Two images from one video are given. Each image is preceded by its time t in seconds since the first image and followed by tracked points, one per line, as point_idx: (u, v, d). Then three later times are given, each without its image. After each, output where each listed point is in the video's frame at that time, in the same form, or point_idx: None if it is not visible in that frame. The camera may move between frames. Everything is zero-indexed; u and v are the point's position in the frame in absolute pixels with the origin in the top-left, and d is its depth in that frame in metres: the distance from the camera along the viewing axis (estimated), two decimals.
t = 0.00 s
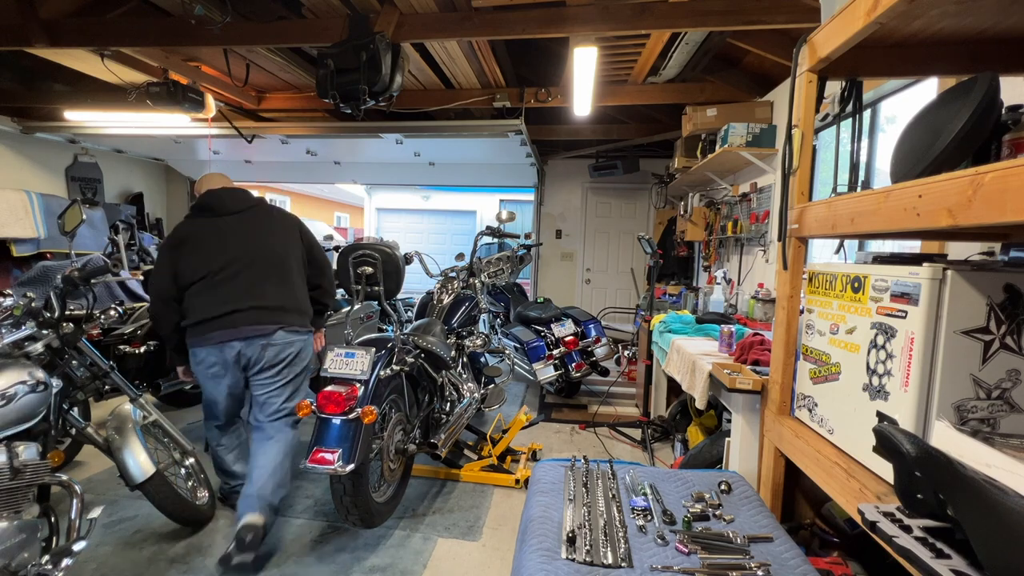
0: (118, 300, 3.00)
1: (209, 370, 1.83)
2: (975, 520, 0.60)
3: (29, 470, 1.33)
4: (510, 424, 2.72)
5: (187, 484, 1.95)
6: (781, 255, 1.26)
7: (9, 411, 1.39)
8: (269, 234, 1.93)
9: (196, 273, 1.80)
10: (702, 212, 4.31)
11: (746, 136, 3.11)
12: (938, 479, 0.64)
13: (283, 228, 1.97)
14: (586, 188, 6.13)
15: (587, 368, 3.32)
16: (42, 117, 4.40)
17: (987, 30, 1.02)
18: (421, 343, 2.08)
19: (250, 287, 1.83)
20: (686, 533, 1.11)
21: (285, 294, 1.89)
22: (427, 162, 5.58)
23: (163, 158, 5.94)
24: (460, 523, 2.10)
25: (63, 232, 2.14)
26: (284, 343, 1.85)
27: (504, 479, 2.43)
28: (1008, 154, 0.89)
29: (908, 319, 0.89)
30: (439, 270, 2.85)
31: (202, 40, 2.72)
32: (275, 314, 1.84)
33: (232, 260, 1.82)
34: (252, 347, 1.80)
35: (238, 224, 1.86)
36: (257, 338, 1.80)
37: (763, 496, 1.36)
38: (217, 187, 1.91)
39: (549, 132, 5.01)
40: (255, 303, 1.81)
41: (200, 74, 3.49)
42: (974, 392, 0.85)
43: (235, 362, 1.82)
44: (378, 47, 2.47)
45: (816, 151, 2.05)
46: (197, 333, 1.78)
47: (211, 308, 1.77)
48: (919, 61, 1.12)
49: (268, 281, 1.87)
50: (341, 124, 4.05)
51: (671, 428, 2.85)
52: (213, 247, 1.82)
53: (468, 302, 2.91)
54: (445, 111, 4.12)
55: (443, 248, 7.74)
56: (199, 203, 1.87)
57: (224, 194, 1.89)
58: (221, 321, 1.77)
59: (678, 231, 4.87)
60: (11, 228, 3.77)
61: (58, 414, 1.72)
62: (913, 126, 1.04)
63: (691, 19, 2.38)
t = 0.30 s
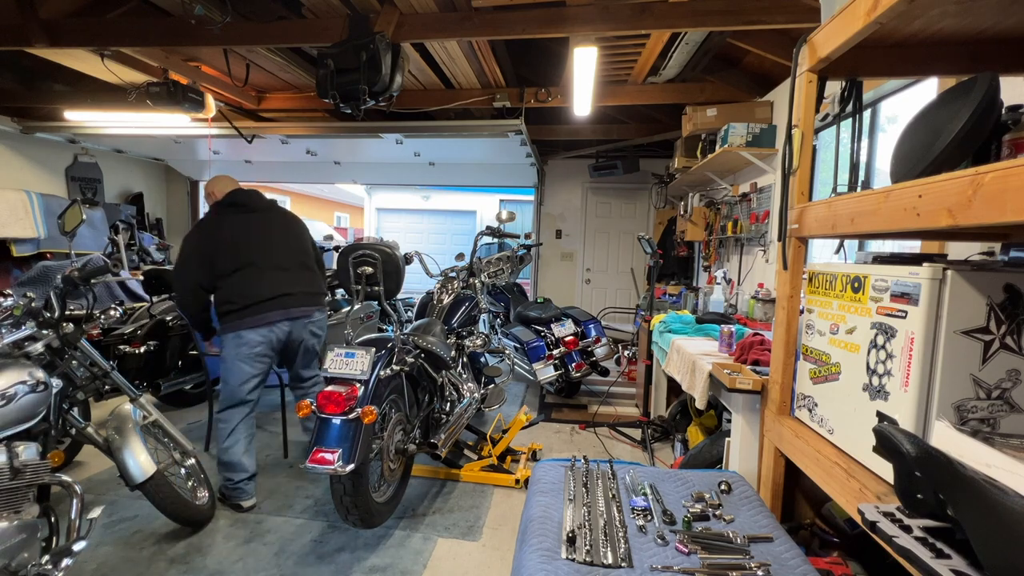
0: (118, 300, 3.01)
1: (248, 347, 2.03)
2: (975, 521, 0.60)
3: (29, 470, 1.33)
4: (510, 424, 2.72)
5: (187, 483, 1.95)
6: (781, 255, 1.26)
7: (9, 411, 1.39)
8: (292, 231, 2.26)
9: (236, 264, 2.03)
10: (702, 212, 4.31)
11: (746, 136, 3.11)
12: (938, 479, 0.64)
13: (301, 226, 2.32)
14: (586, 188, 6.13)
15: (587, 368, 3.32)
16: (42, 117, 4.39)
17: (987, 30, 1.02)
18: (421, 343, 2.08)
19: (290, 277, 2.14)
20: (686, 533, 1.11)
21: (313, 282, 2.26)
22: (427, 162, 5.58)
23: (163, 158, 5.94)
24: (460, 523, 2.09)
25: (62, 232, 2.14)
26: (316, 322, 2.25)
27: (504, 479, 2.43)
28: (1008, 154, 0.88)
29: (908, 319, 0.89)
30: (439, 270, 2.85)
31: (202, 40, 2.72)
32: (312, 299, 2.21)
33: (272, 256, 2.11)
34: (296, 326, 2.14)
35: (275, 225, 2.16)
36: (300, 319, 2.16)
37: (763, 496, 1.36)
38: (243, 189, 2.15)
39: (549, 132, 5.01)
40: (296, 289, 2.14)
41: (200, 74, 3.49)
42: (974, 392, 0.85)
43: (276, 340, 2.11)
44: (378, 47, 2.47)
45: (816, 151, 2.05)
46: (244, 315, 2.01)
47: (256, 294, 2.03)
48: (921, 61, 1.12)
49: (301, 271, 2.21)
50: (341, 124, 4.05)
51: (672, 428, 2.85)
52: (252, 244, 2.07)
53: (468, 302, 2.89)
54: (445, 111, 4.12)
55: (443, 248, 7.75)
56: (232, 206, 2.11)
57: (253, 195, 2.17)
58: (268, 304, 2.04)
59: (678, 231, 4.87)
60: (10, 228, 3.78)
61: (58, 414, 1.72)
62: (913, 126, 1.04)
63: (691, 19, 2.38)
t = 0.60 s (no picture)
0: (118, 300, 3.00)
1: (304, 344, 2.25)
2: (974, 520, 0.60)
3: (29, 470, 1.33)
4: (510, 424, 2.72)
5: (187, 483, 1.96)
6: (781, 255, 1.26)
7: (9, 411, 1.39)
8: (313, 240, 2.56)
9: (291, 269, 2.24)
10: (702, 212, 4.31)
11: (746, 136, 3.11)
12: (939, 479, 0.64)
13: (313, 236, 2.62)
14: (586, 188, 6.13)
15: (587, 368, 3.32)
16: (42, 117, 4.39)
17: (987, 29, 1.02)
18: (421, 343, 2.08)
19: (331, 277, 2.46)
20: (686, 532, 1.11)
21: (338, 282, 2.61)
22: (428, 162, 5.59)
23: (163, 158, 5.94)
24: (460, 523, 2.10)
25: (63, 232, 2.13)
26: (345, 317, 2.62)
27: (504, 479, 2.43)
28: (1008, 154, 0.89)
29: (908, 319, 0.89)
30: (439, 270, 2.85)
31: (202, 40, 2.72)
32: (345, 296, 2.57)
33: (317, 262, 2.37)
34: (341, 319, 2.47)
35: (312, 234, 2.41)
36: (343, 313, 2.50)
37: (763, 497, 1.36)
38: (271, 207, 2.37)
39: (549, 132, 5.02)
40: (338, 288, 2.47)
41: (200, 74, 3.50)
42: (974, 392, 0.85)
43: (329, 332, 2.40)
44: (378, 47, 2.48)
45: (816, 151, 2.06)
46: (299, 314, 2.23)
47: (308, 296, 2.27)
48: (921, 61, 1.12)
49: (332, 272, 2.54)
50: (341, 124, 4.05)
51: (672, 428, 2.85)
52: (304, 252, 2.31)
53: (468, 302, 2.90)
54: (445, 111, 4.12)
55: (443, 248, 7.75)
56: (274, 216, 2.30)
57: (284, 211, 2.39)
58: (323, 305, 2.30)
59: (678, 231, 4.87)
60: (10, 228, 3.77)
61: (58, 414, 1.72)
62: (913, 125, 1.04)
63: (691, 19, 2.38)
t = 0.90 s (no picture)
0: (119, 300, 3.00)
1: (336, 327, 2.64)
2: (974, 520, 0.60)
3: (29, 470, 1.33)
4: (510, 424, 2.72)
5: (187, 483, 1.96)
6: (781, 255, 1.26)
7: (9, 411, 1.39)
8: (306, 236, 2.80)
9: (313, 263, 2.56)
10: (702, 212, 4.31)
11: (746, 136, 3.11)
12: (938, 479, 0.64)
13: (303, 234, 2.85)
14: (586, 188, 6.13)
15: (587, 368, 3.32)
16: (42, 117, 4.39)
17: (988, 29, 1.02)
18: (421, 343, 2.08)
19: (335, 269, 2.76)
20: (686, 532, 1.11)
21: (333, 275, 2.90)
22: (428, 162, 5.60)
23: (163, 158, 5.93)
24: (460, 523, 2.10)
25: (63, 232, 2.13)
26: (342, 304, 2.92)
27: (504, 479, 2.43)
28: (1008, 154, 0.88)
29: (908, 319, 0.89)
30: (439, 270, 2.84)
31: (202, 40, 2.72)
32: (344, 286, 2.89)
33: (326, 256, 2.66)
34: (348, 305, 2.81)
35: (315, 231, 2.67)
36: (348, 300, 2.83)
37: (763, 497, 1.36)
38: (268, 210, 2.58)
39: (549, 132, 5.02)
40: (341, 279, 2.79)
41: (200, 74, 3.50)
42: (974, 392, 0.85)
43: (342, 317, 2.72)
44: (378, 47, 2.48)
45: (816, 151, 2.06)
46: (327, 302, 2.61)
47: (327, 286, 2.62)
48: (922, 61, 1.12)
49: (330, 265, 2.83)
50: (341, 124, 4.05)
51: (671, 428, 2.85)
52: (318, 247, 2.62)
53: (468, 302, 2.91)
54: (445, 111, 4.12)
55: (443, 248, 7.75)
56: (282, 216, 2.54)
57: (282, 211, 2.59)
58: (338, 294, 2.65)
59: (678, 231, 4.87)
60: (11, 228, 3.78)
61: (58, 414, 1.72)
62: (913, 126, 1.04)
63: (692, 19, 2.38)
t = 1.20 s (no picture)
0: (119, 300, 3.00)
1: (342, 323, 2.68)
2: (974, 520, 0.60)
3: (29, 470, 1.33)
4: (510, 424, 2.72)
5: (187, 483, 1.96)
6: (781, 255, 1.26)
7: (9, 411, 1.39)
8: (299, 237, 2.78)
9: (323, 259, 2.58)
10: (702, 212, 4.31)
11: (746, 136, 3.11)
12: (938, 479, 0.64)
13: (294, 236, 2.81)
14: (586, 188, 6.13)
15: (587, 367, 3.32)
16: (42, 116, 4.39)
17: (987, 30, 1.02)
18: (421, 343, 2.08)
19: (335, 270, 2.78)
20: (686, 532, 1.11)
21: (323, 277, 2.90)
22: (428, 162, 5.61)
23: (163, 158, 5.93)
24: (460, 523, 2.09)
25: (63, 232, 2.13)
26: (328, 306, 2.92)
27: (504, 479, 2.43)
28: (1008, 154, 0.88)
29: (908, 319, 0.89)
30: (439, 270, 2.84)
31: (202, 40, 2.72)
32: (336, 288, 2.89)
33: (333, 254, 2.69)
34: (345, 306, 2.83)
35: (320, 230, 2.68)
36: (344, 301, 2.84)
37: (763, 496, 1.36)
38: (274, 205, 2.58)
39: (549, 132, 5.02)
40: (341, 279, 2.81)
41: (200, 74, 3.50)
42: (974, 392, 0.85)
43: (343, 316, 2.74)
44: (378, 47, 2.47)
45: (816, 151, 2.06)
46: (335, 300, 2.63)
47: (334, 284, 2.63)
48: (922, 60, 1.12)
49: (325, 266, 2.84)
50: (341, 124, 4.05)
51: (672, 428, 2.86)
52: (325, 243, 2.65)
53: (467, 302, 2.92)
54: (445, 111, 4.12)
55: (443, 248, 7.75)
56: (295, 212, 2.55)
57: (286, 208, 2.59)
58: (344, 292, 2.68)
59: (678, 231, 4.87)
60: (10, 228, 3.78)
61: (58, 414, 1.72)
62: (913, 126, 1.04)
63: (692, 19, 2.38)
